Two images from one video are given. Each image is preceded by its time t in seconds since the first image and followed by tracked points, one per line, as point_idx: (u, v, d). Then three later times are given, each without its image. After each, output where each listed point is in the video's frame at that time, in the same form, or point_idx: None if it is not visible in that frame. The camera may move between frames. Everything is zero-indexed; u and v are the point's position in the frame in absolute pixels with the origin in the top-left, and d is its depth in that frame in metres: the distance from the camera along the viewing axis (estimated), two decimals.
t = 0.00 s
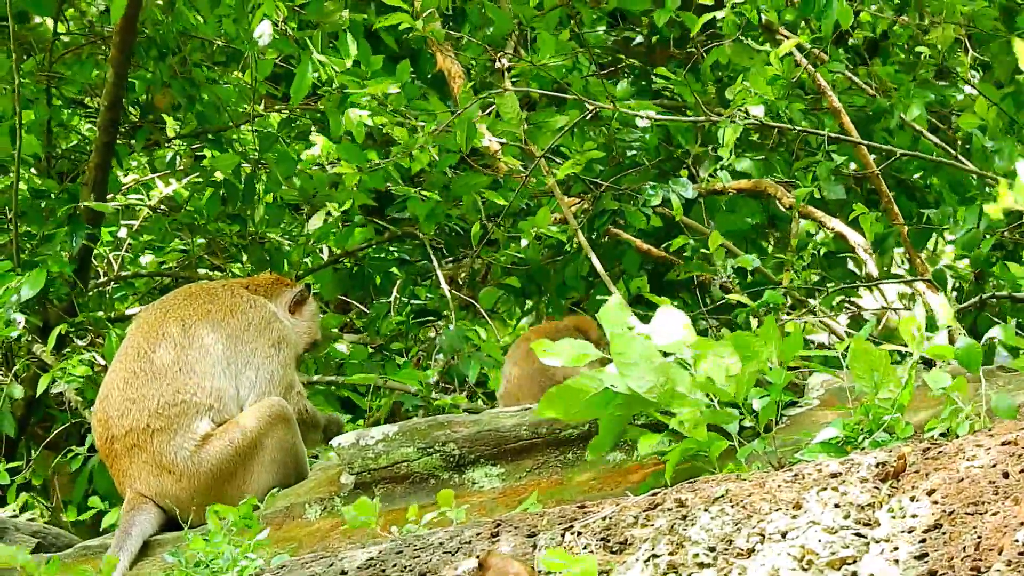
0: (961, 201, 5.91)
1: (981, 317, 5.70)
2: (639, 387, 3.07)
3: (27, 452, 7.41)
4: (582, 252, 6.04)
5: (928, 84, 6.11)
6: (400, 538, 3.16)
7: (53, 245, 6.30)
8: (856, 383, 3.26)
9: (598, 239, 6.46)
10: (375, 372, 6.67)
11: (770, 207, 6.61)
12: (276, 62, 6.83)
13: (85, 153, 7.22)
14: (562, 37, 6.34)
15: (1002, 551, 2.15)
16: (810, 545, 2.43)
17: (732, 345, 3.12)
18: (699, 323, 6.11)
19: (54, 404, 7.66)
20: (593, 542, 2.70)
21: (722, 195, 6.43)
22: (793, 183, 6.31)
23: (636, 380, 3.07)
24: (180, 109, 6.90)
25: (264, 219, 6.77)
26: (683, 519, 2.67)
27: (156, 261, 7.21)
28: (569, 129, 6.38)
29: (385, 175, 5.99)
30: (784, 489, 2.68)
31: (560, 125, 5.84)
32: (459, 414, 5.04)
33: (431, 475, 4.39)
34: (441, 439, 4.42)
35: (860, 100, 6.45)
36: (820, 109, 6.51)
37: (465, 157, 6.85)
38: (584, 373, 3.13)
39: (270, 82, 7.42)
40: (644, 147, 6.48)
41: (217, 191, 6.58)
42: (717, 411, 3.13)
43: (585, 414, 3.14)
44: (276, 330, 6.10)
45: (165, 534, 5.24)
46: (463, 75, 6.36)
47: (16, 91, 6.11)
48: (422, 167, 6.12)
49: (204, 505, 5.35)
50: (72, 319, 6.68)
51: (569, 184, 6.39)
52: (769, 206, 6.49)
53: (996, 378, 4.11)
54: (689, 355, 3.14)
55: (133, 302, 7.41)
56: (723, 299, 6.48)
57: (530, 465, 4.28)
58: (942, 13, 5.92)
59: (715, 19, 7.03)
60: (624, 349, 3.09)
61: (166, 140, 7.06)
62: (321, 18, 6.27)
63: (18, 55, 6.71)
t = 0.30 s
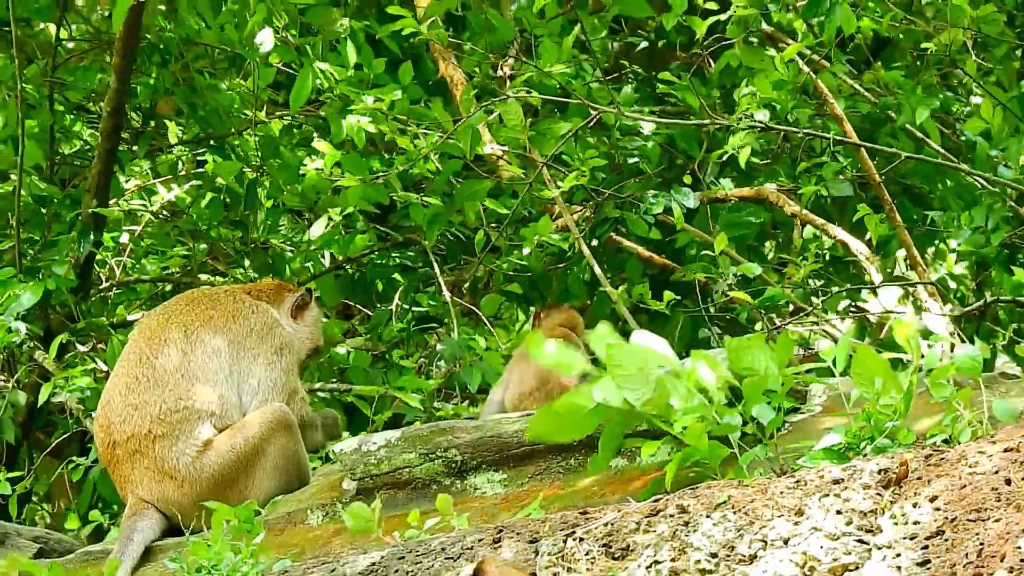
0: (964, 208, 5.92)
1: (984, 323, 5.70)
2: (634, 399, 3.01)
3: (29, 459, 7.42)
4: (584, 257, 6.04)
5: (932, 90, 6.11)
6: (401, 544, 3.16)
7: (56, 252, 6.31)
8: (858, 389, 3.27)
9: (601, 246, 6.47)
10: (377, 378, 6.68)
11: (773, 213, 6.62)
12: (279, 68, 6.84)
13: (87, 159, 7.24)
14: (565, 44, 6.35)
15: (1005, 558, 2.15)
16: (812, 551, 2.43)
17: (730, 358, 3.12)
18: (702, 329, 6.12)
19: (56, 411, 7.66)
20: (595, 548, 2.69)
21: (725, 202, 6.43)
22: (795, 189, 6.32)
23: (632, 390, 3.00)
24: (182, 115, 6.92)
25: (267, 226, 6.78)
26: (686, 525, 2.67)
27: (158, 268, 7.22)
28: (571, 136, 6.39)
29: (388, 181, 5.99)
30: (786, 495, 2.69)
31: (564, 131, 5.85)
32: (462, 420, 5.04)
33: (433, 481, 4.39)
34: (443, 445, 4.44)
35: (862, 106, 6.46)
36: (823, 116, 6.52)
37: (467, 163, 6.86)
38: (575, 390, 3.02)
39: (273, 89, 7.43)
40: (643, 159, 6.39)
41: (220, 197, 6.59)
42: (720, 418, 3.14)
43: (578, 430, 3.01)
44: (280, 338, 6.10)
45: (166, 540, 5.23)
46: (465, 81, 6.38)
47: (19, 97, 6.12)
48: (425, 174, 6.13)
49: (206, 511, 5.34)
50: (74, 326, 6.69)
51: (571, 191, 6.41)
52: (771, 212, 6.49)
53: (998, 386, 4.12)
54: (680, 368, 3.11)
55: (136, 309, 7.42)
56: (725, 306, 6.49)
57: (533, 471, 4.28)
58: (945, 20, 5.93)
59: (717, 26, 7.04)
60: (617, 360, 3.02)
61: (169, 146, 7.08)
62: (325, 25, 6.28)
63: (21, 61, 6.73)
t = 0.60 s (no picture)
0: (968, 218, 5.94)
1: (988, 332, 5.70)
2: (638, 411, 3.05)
3: (32, 469, 7.44)
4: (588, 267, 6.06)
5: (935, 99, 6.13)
6: (406, 553, 3.17)
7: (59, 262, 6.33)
8: (863, 399, 3.28)
9: (605, 257, 6.49)
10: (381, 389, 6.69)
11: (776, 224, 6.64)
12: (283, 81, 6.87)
13: (91, 171, 7.27)
14: (568, 55, 6.38)
15: (1010, 568, 2.17)
16: (817, 560, 2.45)
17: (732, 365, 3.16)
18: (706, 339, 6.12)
19: (60, 422, 7.68)
20: (600, 558, 2.70)
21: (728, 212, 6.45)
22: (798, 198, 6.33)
23: (634, 402, 3.05)
24: (186, 127, 6.95)
25: (271, 237, 6.80)
26: (691, 535, 2.68)
27: (162, 279, 7.25)
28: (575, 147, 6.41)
29: (391, 191, 6.01)
30: (791, 505, 2.69)
31: (568, 141, 5.87)
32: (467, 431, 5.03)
33: (438, 491, 4.37)
34: (448, 456, 4.40)
35: (865, 116, 6.48)
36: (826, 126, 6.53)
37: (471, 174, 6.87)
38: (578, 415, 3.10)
39: (277, 101, 7.47)
40: (649, 167, 6.40)
41: (223, 208, 6.61)
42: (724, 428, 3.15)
43: (589, 455, 3.09)
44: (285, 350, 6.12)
45: (171, 551, 5.23)
46: (469, 92, 6.40)
47: (23, 108, 6.15)
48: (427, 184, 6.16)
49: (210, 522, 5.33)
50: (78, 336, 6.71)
51: (574, 202, 6.43)
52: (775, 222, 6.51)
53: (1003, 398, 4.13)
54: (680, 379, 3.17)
55: (139, 320, 7.44)
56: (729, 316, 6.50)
57: (538, 482, 4.28)
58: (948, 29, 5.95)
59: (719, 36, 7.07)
60: (618, 375, 3.08)
61: (173, 158, 7.11)
62: (329, 37, 6.31)
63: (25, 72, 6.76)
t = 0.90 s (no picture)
0: (971, 227, 5.94)
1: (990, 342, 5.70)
2: (642, 424, 3.03)
3: (33, 479, 7.44)
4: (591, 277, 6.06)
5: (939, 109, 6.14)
6: (408, 563, 3.16)
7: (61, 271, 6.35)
8: (866, 409, 3.29)
9: (606, 267, 6.50)
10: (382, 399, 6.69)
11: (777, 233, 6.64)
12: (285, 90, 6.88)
13: (92, 180, 7.29)
14: (570, 64, 6.39)
15: None
16: (820, 571, 2.48)
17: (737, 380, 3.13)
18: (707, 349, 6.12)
19: (60, 431, 7.68)
20: (603, 569, 2.71)
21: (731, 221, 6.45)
22: (801, 208, 6.33)
23: (639, 417, 3.02)
24: (188, 136, 6.96)
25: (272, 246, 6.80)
26: (693, 545, 2.69)
27: (163, 288, 7.25)
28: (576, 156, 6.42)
29: (393, 200, 6.02)
30: (794, 515, 2.69)
31: (572, 150, 5.86)
32: (471, 441, 5.04)
33: (441, 501, 4.38)
34: (450, 465, 4.42)
35: (867, 125, 6.48)
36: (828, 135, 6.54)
37: (473, 183, 6.87)
38: (586, 415, 3.09)
39: (279, 110, 7.47)
40: (648, 176, 6.39)
41: (224, 217, 6.63)
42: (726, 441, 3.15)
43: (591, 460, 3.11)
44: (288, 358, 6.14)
45: (174, 560, 5.24)
46: (471, 102, 6.41)
47: (25, 117, 6.17)
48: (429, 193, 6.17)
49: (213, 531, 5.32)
50: (79, 345, 6.72)
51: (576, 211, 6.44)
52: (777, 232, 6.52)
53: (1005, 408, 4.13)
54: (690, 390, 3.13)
55: (140, 329, 7.45)
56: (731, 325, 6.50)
57: (539, 492, 4.20)
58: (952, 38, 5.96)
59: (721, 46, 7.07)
60: (624, 386, 3.02)
61: (174, 168, 7.12)
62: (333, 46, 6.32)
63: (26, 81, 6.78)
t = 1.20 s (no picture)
0: (971, 234, 5.96)
1: (991, 348, 5.71)
2: (649, 427, 3.05)
3: (32, 485, 7.44)
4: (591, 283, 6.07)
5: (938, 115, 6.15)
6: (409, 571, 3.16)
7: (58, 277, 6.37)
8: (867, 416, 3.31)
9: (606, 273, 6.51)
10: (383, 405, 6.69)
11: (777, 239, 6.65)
12: (285, 96, 6.89)
13: (92, 187, 7.29)
14: (569, 71, 6.40)
15: None
16: None
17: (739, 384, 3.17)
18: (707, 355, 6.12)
19: (60, 438, 7.68)
20: None
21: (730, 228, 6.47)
22: (801, 214, 6.34)
23: (647, 419, 3.04)
24: (188, 143, 6.98)
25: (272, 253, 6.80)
26: (694, 552, 2.70)
27: (163, 295, 7.26)
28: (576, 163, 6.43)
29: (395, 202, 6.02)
30: (796, 522, 2.71)
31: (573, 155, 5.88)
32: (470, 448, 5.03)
33: (442, 508, 4.31)
34: (451, 472, 4.36)
35: (867, 132, 6.50)
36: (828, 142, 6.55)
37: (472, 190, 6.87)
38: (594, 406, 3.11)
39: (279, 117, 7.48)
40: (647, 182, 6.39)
41: (225, 224, 6.64)
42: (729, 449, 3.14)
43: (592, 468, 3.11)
44: (287, 365, 6.04)
45: (174, 567, 5.19)
46: (471, 108, 6.42)
47: (25, 123, 6.18)
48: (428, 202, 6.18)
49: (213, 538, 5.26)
50: (79, 352, 6.72)
51: (576, 218, 6.45)
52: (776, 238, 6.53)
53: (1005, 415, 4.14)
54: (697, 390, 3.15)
55: (140, 335, 7.45)
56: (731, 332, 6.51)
57: (541, 498, 4.20)
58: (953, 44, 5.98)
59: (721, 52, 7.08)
60: (636, 387, 3.01)
61: (174, 175, 7.13)
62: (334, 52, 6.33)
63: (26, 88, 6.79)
